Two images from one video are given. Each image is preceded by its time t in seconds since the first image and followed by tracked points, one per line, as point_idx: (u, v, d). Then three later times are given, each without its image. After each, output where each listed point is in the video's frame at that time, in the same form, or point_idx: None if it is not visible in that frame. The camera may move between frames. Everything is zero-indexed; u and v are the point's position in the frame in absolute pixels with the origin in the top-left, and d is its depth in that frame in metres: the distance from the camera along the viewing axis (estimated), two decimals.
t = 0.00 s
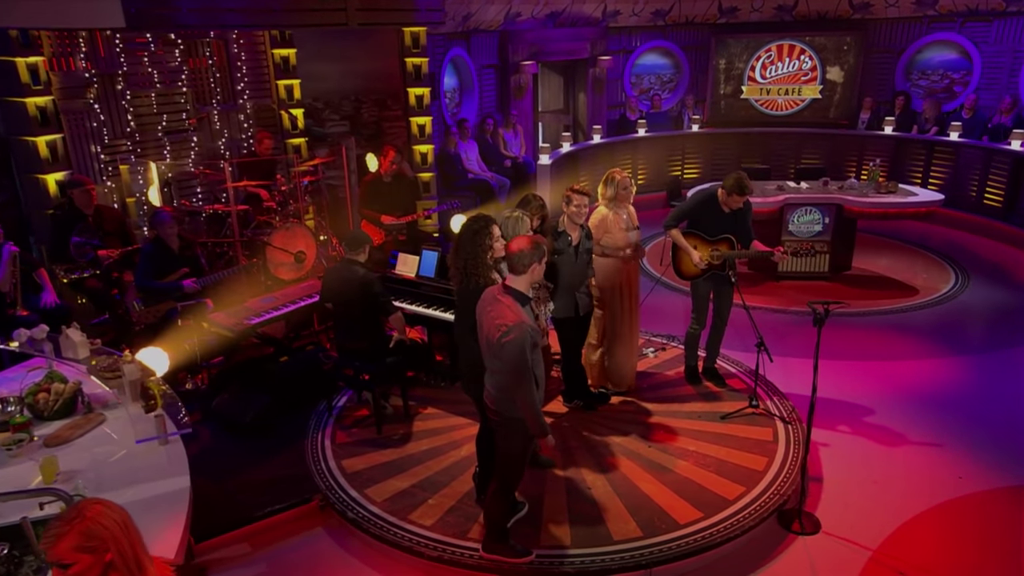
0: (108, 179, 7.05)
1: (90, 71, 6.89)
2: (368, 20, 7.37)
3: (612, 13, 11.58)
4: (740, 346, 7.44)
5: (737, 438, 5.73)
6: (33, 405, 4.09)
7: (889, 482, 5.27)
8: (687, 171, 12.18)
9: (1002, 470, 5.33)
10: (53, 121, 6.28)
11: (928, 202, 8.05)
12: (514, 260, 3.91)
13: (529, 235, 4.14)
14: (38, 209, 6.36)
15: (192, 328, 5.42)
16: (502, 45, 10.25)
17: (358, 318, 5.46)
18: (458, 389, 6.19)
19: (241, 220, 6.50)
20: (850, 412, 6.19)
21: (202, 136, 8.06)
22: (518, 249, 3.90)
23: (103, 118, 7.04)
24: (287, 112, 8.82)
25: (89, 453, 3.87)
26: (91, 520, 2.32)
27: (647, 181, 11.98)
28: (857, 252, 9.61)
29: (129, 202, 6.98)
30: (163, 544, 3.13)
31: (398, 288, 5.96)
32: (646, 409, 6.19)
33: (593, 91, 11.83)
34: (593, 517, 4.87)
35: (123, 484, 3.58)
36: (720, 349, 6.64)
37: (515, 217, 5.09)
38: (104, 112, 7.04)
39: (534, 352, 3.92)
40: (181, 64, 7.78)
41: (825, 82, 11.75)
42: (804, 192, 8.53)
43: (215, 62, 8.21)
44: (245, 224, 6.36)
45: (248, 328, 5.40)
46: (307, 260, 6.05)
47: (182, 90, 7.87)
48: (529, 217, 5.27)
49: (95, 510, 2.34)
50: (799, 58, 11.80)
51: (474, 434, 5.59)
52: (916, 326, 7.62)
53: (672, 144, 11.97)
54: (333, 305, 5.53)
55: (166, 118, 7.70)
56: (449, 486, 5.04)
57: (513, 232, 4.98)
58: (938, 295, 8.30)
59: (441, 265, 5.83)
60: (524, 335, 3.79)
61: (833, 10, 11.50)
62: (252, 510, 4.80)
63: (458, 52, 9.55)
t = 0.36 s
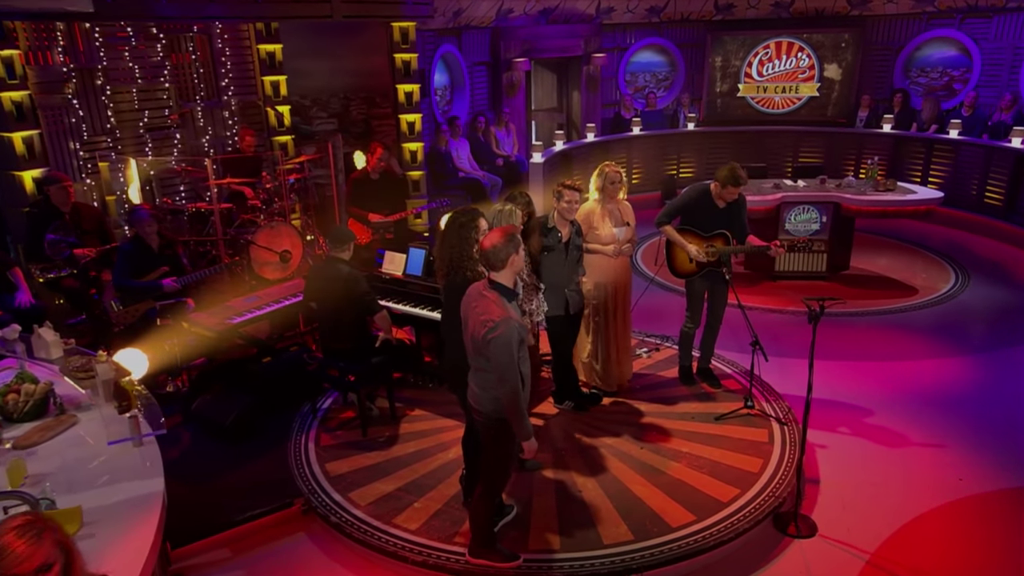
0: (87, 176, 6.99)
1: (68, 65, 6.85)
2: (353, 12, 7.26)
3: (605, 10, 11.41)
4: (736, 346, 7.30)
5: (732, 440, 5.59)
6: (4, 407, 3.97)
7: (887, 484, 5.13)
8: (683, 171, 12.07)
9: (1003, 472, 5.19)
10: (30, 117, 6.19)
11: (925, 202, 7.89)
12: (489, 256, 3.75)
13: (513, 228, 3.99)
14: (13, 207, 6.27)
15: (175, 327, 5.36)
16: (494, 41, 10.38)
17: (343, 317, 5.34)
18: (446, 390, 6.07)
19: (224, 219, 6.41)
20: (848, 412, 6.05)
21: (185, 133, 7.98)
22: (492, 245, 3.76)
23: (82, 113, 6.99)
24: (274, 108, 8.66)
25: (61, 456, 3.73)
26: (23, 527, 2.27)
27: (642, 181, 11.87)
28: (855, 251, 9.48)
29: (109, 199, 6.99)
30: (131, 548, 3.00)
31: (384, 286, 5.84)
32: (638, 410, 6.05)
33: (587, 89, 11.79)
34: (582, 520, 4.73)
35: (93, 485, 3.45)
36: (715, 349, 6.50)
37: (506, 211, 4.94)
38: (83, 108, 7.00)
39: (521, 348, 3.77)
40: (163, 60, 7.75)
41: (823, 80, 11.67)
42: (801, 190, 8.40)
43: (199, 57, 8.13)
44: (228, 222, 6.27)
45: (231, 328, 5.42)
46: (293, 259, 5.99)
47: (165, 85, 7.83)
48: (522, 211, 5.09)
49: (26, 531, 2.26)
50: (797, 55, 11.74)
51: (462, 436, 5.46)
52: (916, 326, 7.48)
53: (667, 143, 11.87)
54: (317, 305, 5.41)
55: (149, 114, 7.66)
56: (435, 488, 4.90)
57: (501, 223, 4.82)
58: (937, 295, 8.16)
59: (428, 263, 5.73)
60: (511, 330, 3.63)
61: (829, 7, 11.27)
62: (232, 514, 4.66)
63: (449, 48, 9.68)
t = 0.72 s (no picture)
0: (67, 177, 7.11)
1: (47, 63, 6.88)
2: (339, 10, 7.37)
3: (600, 10, 11.58)
4: (731, 349, 7.17)
5: (726, 444, 5.45)
6: None
7: (887, 489, 4.99)
8: (678, 174, 11.99)
9: (1005, 477, 5.05)
10: (7, 118, 6.57)
11: (925, 202, 7.76)
12: (480, 251, 3.63)
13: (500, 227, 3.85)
14: None
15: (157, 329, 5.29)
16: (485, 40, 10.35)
17: (328, 319, 5.23)
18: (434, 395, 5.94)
19: (208, 221, 6.32)
20: (846, 416, 5.91)
21: (168, 133, 7.94)
22: (485, 239, 3.64)
23: (61, 113, 7.04)
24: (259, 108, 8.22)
25: (30, 462, 3.62)
26: None
27: (637, 184, 11.79)
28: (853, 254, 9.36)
29: (89, 201, 7.20)
30: (99, 553, 2.90)
31: (370, 288, 5.73)
32: (631, 415, 5.91)
33: (581, 90, 11.77)
34: (574, 527, 4.59)
35: (63, 491, 3.33)
36: (709, 353, 6.37)
37: (496, 210, 4.78)
38: (63, 106, 7.06)
39: (504, 349, 3.65)
40: (146, 58, 7.69)
41: (820, 81, 11.61)
42: (798, 192, 8.28)
43: (183, 56, 8.02)
44: (211, 224, 6.23)
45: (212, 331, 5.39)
46: (278, 263, 5.92)
47: (148, 84, 7.78)
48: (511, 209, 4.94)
49: None
50: (793, 56, 11.65)
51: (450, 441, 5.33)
52: (916, 329, 7.34)
53: (662, 146, 11.78)
54: (302, 306, 5.28)
55: (131, 114, 7.65)
56: (422, 495, 4.75)
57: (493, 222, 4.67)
58: (937, 297, 8.03)
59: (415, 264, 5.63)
60: (491, 332, 3.51)
61: (827, 7, 11.41)
62: (211, 522, 4.52)
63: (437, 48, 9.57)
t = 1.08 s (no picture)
0: (50, 181, 7.06)
1: (31, 64, 6.89)
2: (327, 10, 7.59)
3: (596, 14, 11.60)
4: (729, 356, 7.05)
5: (723, 451, 5.33)
6: None
7: (888, 497, 4.86)
8: (676, 180, 11.89)
9: (1010, 485, 4.92)
10: None
11: (925, 206, 7.69)
12: (460, 251, 3.53)
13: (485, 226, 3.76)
14: None
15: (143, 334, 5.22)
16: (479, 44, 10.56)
17: (316, 324, 5.13)
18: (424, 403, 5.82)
19: (195, 226, 6.25)
20: (847, 423, 5.78)
21: (155, 136, 7.95)
22: (465, 239, 3.55)
23: (44, 115, 7.02)
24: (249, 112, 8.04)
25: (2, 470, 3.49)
26: None
27: (634, 190, 11.70)
28: (853, 260, 9.24)
29: (73, 206, 7.11)
30: (74, 554, 2.84)
31: (360, 292, 5.64)
32: (626, 422, 5.78)
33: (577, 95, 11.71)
34: (566, 536, 4.45)
35: (36, 500, 3.20)
36: (706, 358, 6.25)
37: (485, 209, 4.53)
38: (46, 108, 7.03)
39: (488, 352, 3.54)
40: (132, 60, 7.71)
41: (819, 86, 11.56)
42: (796, 196, 8.18)
43: (170, 58, 8.04)
44: (198, 228, 6.17)
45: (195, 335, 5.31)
46: (266, 269, 5.94)
47: (134, 87, 7.80)
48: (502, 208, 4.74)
49: None
50: (792, 60, 11.61)
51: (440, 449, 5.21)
52: (918, 335, 7.22)
53: (660, 152, 11.69)
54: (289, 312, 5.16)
55: (117, 116, 7.65)
56: (410, 503, 4.62)
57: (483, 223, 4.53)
58: (939, 303, 7.91)
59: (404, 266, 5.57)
60: (476, 334, 3.40)
61: (826, 10, 11.41)
62: (192, 532, 4.40)
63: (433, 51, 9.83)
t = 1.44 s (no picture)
0: (32, 181, 7.07)
1: (12, 62, 6.85)
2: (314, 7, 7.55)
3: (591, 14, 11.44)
4: (726, 359, 6.92)
5: (719, 456, 5.20)
6: None
7: (887, 502, 4.73)
8: (674, 183, 11.81)
9: (1014, 490, 4.78)
10: None
11: (924, 208, 7.58)
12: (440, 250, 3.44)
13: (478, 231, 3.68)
14: None
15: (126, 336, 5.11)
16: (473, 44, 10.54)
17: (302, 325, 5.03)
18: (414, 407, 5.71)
19: (181, 228, 6.28)
20: (846, 427, 5.65)
21: (140, 137, 7.95)
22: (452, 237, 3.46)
23: (26, 114, 7.01)
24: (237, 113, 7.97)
25: None
26: None
27: (631, 193, 11.61)
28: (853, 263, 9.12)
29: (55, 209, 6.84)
30: (49, 552, 2.71)
31: (348, 294, 5.55)
32: (621, 425, 5.66)
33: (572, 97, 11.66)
34: (557, 542, 4.32)
35: (5, 506, 3.01)
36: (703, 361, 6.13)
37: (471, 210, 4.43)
38: (27, 107, 7.00)
39: (466, 354, 3.45)
40: (117, 58, 7.69)
41: (818, 87, 11.55)
42: (794, 198, 8.08)
43: (156, 57, 7.99)
44: (184, 230, 6.18)
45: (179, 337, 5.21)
46: (254, 272, 5.87)
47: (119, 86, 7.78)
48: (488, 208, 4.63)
49: None
50: (790, 61, 11.61)
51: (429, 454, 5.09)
52: (919, 338, 7.09)
53: (656, 154, 11.61)
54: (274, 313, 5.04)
55: (101, 116, 7.63)
56: (399, 509, 4.49)
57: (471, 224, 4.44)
58: (940, 306, 7.79)
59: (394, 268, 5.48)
60: (450, 335, 3.31)
61: (824, 11, 11.31)
62: (172, 540, 4.28)
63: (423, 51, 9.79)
